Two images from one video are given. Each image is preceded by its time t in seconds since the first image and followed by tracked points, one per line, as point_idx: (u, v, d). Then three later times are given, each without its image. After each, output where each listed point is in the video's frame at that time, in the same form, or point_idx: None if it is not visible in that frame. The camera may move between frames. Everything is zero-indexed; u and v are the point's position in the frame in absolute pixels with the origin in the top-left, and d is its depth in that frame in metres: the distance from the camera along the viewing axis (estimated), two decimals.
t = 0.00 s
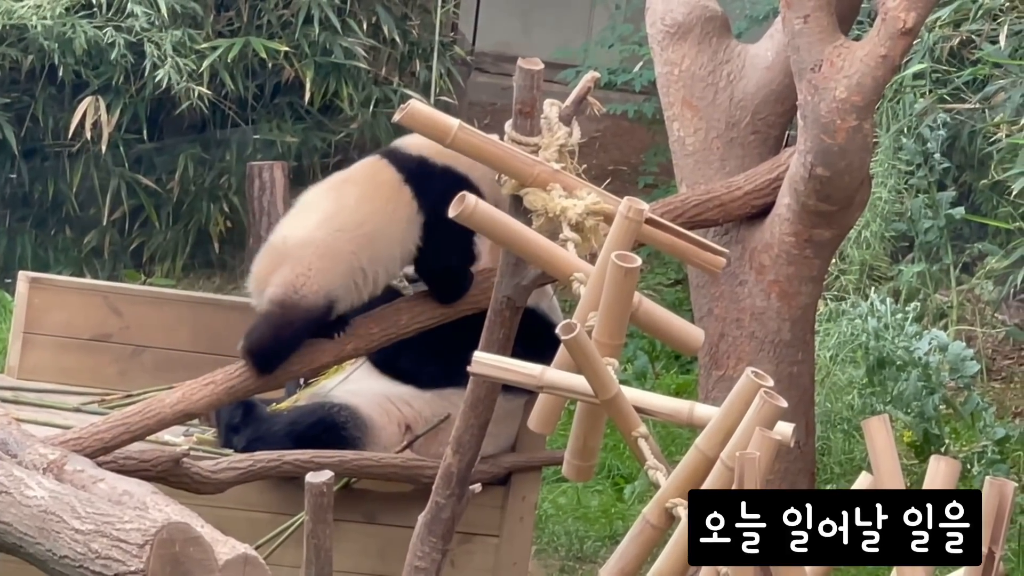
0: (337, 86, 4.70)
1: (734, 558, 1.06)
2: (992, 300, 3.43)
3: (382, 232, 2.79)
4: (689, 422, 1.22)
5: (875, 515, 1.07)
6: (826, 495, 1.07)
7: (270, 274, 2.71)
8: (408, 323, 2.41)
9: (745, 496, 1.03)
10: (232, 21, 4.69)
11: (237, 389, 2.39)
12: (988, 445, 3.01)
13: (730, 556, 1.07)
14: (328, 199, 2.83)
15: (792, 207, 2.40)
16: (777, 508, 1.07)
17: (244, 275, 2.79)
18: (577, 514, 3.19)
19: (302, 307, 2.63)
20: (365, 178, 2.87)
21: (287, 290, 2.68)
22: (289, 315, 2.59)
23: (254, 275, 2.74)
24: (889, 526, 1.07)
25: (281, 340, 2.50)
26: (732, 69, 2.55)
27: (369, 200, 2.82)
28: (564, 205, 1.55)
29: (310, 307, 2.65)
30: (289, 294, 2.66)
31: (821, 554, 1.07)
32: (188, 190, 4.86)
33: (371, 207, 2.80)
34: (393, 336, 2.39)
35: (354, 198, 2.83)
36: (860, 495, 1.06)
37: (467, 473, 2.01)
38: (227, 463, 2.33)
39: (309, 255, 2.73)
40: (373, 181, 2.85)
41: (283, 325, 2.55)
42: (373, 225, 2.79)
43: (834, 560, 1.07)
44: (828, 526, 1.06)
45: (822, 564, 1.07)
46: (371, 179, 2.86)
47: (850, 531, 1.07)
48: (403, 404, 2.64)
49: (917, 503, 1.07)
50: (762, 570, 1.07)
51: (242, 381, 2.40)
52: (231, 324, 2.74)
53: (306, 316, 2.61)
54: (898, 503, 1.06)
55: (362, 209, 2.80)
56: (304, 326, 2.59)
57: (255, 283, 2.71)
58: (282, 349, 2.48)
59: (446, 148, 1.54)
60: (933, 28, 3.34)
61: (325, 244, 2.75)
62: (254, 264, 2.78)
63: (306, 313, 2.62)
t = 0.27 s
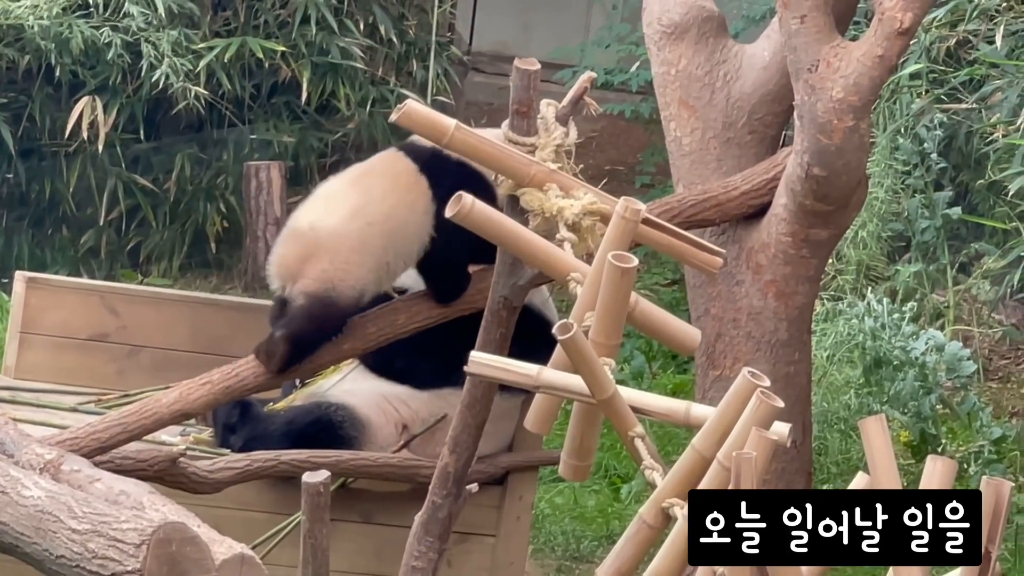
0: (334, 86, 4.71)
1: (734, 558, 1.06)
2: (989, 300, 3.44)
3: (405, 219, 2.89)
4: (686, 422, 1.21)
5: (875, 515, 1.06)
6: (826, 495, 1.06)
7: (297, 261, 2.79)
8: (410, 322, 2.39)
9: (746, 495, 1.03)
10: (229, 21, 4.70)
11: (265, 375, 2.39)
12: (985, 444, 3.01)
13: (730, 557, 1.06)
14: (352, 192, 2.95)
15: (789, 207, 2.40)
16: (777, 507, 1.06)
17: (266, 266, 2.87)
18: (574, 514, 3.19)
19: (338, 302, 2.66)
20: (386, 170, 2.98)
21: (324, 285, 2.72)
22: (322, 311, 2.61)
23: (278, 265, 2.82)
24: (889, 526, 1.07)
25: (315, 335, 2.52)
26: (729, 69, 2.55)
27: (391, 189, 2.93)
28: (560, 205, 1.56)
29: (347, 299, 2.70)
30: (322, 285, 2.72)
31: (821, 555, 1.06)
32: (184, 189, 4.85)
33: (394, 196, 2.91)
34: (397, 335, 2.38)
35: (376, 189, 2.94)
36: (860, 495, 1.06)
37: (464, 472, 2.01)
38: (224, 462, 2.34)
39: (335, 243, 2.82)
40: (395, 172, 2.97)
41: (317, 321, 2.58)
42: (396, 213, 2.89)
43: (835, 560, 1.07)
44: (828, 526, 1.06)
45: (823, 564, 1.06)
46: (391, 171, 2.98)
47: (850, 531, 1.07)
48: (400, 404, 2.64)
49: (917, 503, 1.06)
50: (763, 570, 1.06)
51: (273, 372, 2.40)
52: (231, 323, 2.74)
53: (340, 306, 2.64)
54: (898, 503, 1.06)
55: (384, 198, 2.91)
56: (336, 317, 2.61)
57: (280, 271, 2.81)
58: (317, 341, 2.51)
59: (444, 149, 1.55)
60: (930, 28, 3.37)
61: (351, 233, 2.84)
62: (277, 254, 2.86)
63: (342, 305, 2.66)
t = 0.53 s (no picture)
0: (330, 86, 4.71)
1: (737, 558, 1.07)
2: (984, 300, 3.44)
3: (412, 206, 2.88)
4: (682, 422, 1.22)
5: (875, 514, 1.08)
6: (827, 495, 1.08)
7: (311, 258, 2.80)
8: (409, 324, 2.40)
9: (745, 495, 1.03)
10: (225, 21, 4.69)
11: (301, 366, 2.40)
12: (981, 445, 3.02)
13: (732, 557, 1.07)
14: (356, 181, 2.94)
15: (785, 207, 2.41)
16: (778, 508, 1.08)
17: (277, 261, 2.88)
18: (570, 514, 3.19)
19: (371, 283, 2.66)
20: (387, 159, 2.97)
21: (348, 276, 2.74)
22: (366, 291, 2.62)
23: (292, 257, 2.84)
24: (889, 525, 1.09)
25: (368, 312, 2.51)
26: (725, 69, 2.55)
27: (394, 176, 2.92)
28: (556, 205, 1.56)
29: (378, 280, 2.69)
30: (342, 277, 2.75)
31: (822, 554, 1.08)
32: (180, 189, 4.86)
33: (399, 184, 2.91)
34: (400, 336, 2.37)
35: (380, 176, 2.93)
36: (861, 495, 1.08)
37: (460, 472, 1.98)
38: (220, 463, 2.34)
39: (347, 232, 2.82)
40: (396, 161, 2.96)
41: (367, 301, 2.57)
42: (403, 200, 2.88)
43: (835, 561, 1.08)
44: (829, 525, 1.08)
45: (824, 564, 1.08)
46: (392, 159, 2.97)
47: (851, 531, 1.08)
48: (395, 404, 2.64)
49: (917, 503, 1.08)
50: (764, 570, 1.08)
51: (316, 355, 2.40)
52: (227, 323, 2.74)
53: (369, 285, 2.64)
54: (897, 503, 1.08)
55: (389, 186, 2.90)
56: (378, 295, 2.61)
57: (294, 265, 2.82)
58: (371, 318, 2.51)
59: (438, 150, 1.58)
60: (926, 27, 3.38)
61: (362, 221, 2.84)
62: (288, 248, 2.87)
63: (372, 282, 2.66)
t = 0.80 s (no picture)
0: (324, 87, 4.73)
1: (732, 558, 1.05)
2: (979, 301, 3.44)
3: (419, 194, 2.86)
4: (676, 423, 1.23)
5: (875, 514, 1.06)
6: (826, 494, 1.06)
7: (325, 256, 2.79)
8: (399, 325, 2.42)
9: (745, 495, 1.02)
10: (220, 22, 4.69)
11: (294, 368, 2.39)
12: (975, 447, 3.03)
13: (727, 557, 1.06)
14: (358, 172, 2.91)
15: (779, 209, 2.40)
16: (777, 507, 1.06)
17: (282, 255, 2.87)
18: (564, 515, 3.19)
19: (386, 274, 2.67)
20: (388, 148, 2.94)
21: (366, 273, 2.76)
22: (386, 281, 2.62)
23: (299, 253, 2.82)
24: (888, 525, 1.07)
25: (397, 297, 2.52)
26: (719, 70, 2.55)
27: (397, 165, 2.89)
28: (550, 207, 1.55)
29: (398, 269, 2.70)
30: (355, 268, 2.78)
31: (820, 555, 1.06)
32: (174, 190, 4.86)
33: (403, 173, 2.88)
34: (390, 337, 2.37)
35: (382, 165, 2.90)
36: (859, 494, 1.06)
37: (454, 473, 2.01)
38: (214, 464, 2.34)
39: (356, 227, 2.82)
40: (397, 149, 2.92)
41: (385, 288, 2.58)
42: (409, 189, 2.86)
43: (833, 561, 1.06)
44: (828, 526, 1.06)
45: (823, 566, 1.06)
46: (393, 149, 2.93)
47: (850, 531, 1.07)
48: (390, 405, 2.62)
49: (917, 503, 1.07)
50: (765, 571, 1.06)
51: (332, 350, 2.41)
52: (222, 324, 2.73)
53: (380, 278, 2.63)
54: (897, 503, 1.06)
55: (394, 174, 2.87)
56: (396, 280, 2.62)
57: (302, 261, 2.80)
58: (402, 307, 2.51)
59: (434, 150, 1.55)
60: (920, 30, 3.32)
61: (370, 212, 2.83)
62: (295, 244, 2.85)
63: (388, 274, 2.66)
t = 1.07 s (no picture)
0: (317, 88, 4.73)
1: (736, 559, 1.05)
2: (972, 303, 3.45)
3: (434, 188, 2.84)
4: (668, 425, 1.24)
5: (875, 514, 1.08)
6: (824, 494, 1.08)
7: (339, 251, 2.77)
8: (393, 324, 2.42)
9: (745, 494, 1.04)
10: (213, 23, 4.70)
11: (287, 371, 2.40)
12: (967, 449, 3.04)
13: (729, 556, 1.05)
14: (372, 163, 2.88)
15: (772, 210, 2.41)
16: (778, 508, 1.08)
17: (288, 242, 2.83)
18: (557, 516, 3.19)
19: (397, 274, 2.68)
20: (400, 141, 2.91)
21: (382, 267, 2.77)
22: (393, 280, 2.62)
23: (308, 243, 2.78)
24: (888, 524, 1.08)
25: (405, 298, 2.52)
26: (712, 72, 2.55)
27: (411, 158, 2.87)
28: (544, 207, 1.56)
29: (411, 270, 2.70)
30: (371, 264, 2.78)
31: (821, 554, 1.07)
32: (167, 191, 4.86)
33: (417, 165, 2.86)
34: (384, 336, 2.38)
35: (396, 157, 2.88)
36: (859, 494, 1.07)
37: (446, 475, 2.03)
38: (206, 465, 2.34)
39: (375, 221, 2.81)
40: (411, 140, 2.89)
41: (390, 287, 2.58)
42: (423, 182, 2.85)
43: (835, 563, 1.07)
44: (829, 526, 1.07)
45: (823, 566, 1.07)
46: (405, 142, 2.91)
47: (850, 531, 1.08)
48: (382, 406, 2.62)
49: (917, 503, 1.09)
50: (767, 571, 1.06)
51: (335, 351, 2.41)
52: (211, 324, 2.74)
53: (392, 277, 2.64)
54: (898, 503, 1.08)
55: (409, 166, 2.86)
56: (400, 279, 2.63)
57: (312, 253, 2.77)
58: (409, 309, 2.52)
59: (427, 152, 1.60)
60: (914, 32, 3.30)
61: (385, 207, 2.82)
62: (304, 234, 2.81)
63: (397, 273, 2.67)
